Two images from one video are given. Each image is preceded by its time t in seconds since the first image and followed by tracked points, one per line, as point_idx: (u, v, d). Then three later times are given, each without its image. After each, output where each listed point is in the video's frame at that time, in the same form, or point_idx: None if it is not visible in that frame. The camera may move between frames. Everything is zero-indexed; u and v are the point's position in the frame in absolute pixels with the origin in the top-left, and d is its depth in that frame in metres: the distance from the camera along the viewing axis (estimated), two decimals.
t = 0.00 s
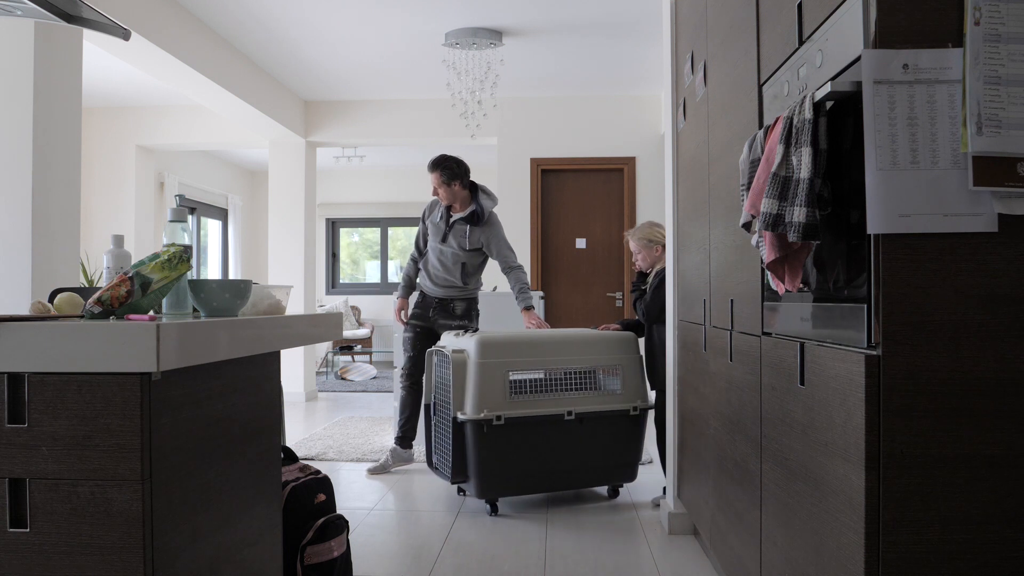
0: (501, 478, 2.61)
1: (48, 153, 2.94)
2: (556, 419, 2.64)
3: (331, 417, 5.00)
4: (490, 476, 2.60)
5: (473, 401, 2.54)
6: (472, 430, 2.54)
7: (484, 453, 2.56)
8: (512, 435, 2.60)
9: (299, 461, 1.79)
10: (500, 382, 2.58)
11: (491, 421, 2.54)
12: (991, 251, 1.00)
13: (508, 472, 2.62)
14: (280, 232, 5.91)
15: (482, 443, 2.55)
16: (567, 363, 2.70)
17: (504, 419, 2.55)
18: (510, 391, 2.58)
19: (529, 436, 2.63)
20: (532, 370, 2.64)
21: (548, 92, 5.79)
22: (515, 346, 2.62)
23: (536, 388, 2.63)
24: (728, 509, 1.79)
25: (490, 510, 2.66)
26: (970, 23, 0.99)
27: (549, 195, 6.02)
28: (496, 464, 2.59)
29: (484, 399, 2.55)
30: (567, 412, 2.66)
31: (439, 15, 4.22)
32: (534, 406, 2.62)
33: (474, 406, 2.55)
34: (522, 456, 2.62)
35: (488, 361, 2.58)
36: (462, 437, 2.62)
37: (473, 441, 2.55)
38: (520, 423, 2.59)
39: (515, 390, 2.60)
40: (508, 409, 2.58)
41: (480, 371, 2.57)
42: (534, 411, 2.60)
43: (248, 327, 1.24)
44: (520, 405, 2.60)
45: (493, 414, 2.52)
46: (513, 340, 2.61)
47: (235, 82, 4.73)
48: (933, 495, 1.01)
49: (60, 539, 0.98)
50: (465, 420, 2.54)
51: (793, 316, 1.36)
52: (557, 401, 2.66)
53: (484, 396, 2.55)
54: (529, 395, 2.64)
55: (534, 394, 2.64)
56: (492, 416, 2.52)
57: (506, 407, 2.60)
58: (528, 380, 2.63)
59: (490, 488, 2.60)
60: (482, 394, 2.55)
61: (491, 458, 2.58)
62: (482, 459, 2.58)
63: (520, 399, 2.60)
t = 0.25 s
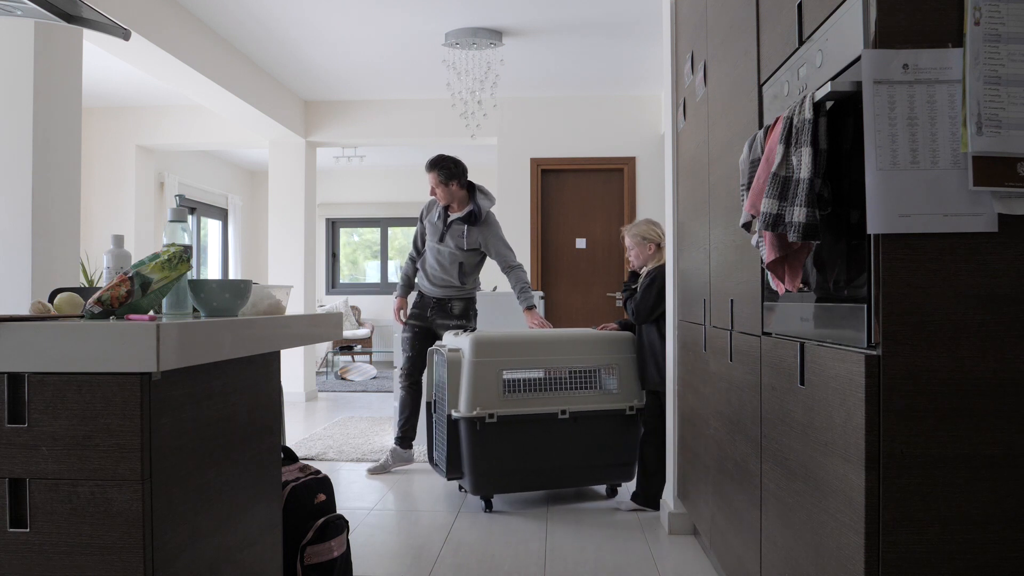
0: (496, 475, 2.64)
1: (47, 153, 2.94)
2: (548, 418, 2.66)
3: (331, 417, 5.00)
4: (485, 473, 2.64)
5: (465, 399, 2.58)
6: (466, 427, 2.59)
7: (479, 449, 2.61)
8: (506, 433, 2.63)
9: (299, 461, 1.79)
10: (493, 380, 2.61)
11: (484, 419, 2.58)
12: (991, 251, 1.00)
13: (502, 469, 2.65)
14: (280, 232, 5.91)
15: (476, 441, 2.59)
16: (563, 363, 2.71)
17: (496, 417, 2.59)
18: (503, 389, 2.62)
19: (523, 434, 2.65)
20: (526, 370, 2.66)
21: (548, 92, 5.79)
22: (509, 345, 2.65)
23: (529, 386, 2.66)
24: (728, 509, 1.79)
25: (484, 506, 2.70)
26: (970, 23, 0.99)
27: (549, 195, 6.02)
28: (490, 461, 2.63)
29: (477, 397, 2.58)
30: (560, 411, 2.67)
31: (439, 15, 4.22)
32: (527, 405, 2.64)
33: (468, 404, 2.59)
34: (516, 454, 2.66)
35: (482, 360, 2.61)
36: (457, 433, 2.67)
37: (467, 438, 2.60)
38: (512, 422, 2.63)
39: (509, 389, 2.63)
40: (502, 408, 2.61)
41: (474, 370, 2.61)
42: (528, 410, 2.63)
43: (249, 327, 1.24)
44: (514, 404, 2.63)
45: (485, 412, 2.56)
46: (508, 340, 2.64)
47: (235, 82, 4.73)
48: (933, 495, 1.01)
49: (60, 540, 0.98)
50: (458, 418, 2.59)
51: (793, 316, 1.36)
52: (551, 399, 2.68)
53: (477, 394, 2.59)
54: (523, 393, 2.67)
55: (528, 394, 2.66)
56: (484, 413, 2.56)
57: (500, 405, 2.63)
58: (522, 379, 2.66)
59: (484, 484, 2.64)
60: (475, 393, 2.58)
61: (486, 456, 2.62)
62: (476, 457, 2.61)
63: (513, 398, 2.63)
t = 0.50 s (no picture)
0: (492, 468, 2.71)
1: (47, 153, 2.94)
2: (541, 414, 2.71)
3: (331, 417, 5.00)
4: (482, 466, 2.73)
5: (460, 393, 2.70)
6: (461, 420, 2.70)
7: (475, 443, 2.71)
8: (501, 428, 2.71)
9: (299, 461, 1.79)
10: (486, 376, 2.72)
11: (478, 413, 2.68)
12: (991, 251, 1.00)
13: (498, 463, 2.73)
14: (280, 232, 5.91)
15: (471, 434, 2.70)
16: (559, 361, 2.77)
17: (489, 412, 2.68)
18: (497, 385, 2.72)
19: (518, 429, 2.72)
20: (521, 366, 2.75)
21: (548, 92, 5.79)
22: (504, 343, 2.76)
23: (523, 383, 2.73)
24: (728, 509, 1.79)
25: (479, 496, 2.81)
26: (970, 23, 0.99)
27: (549, 195, 6.02)
28: (486, 453, 2.71)
29: (471, 392, 2.70)
30: (554, 407, 2.72)
31: (440, 15, 4.22)
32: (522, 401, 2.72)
33: (463, 399, 2.71)
34: (511, 448, 2.72)
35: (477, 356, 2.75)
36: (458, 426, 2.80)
37: (462, 431, 2.71)
38: (506, 416, 2.70)
39: (502, 385, 2.72)
40: (496, 402, 2.70)
41: (470, 365, 2.75)
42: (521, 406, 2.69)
43: (249, 327, 1.24)
44: (508, 399, 2.71)
45: (477, 406, 2.67)
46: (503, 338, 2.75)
47: (235, 82, 4.72)
48: (933, 495, 1.01)
49: (60, 540, 0.98)
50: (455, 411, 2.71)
51: (793, 315, 1.36)
52: (545, 395, 2.74)
53: (471, 389, 2.71)
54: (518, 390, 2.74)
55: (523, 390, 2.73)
56: (476, 407, 2.67)
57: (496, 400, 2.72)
58: (516, 375, 2.74)
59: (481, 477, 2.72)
60: (469, 387, 2.71)
61: (482, 448, 2.71)
62: (472, 449, 2.71)
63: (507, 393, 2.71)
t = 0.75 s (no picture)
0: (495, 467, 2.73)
1: (47, 153, 2.94)
2: (544, 413, 2.72)
3: (331, 417, 5.00)
4: (485, 464, 2.74)
5: (464, 392, 2.72)
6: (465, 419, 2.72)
7: (479, 441, 2.72)
8: (504, 427, 2.72)
9: (299, 461, 1.79)
10: (490, 375, 2.74)
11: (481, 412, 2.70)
12: (991, 251, 1.00)
13: (501, 461, 2.74)
14: (280, 232, 5.91)
15: (475, 433, 2.72)
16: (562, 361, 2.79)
17: (492, 411, 2.70)
18: (501, 384, 2.73)
19: (521, 428, 2.73)
20: (524, 366, 2.76)
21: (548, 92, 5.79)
22: (508, 342, 2.78)
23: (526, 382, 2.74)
24: (728, 509, 1.79)
25: (484, 494, 2.84)
26: (970, 22, 0.99)
27: (549, 195, 6.02)
28: (489, 453, 2.73)
29: (475, 391, 2.73)
30: (556, 407, 2.73)
31: (440, 15, 4.22)
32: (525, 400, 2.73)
33: (467, 398, 2.73)
34: (515, 447, 2.73)
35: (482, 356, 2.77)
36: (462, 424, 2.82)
37: (466, 430, 2.73)
38: (510, 416, 2.72)
39: (505, 384, 2.74)
40: (500, 401, 2.72)
41: (474, 364, 2.77)
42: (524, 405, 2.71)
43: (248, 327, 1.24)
44: (512, 398, 2.73)
45: (481, 405, 2.69)
46: (507, 338, 2.77)
47: (235, 82, 4.72)
48: (933, 496, 1.01)
49: (60, 540, 0.98)
50: (458, 410, 2.73)
51: (793, 315, 1.36)
52: (548, 395, 2.75)
53: (475, 388, 2.73)
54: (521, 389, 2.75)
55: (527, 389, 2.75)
56: (480, 406, 2.69)
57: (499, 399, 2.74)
58: (519, 375, 2.75)
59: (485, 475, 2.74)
60: (473, 386, 2.73)
61: (485, 448, 2.73)
62: (476, 448, 2.73)
63: (510, 392, 2.73)
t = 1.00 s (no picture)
0: (495, 466, 2.74)
1: (47, 153, 2.94)
2: (546, 413, 2.72)
3: (331, 417, 5.00)
4: (487, 464, 2.74)
5: (466, 391, 2.72)
6: (467, 419, 2.72)
7: (480, 441, 2.72)
8: (505, 426, 2.72)
9: (299, 461, 1.79)
10: (492, 375, 2.74)
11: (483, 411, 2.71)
12: (991, 251, 1.00)
13: (502, 460, 2.75)
14: (280, 232, 5.91)
15: (476, 432, 2.72)
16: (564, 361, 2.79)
17: (493, 410, 2.70)
18: (502, 384, 2.73)
19: (523, 428, 2.73)
20: (525, 366, 2.77)
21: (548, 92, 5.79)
22: (509, 342, 2.78)
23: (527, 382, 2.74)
24: (728, 509, 1.78)
25: (485, 494, 2.85)
26: (970, 22, 0.99)
27: (549, 195, 6.02)
28: (490, 452, 2.73)
29: (476, 390, 2.73)
30: (558, 407, 2.73)
31: (440, 15, 4.22)
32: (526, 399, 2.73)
33: (468, 397, 2.73)
34: (516, 447, 2.73)
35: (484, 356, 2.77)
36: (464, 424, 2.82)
37: (467, 429, 2.73)
38: (511, 416, 2.72)
39: (507, 384, 2.74)
40: (501, 401, 2.72)
41: (476, 364, 2.78)
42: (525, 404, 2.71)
43: (249, 326, 1.24)
44: (513, 398, 2.73)
45: (483, 405, 2.69)
46: (508, 338, 2.78)
47: (235, 82, 4.72)
48: (933, 495, 1.01)
49: (60, 540, 0.98)
50: (460, 409, 2.73)
51: (793, 316, 1.36)
52: (549, 395, 2.75)
53: (477, 388, 2.73)
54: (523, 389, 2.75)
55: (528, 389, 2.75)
56: (481, 406, 2.69)
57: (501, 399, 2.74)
58: (521, 375, 2.76)
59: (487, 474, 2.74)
60: (474, 386, 2.73)
61: (486, 447, 2.73)
62: (477, 447, 2.73)
63: (511, 393, 2.73)
